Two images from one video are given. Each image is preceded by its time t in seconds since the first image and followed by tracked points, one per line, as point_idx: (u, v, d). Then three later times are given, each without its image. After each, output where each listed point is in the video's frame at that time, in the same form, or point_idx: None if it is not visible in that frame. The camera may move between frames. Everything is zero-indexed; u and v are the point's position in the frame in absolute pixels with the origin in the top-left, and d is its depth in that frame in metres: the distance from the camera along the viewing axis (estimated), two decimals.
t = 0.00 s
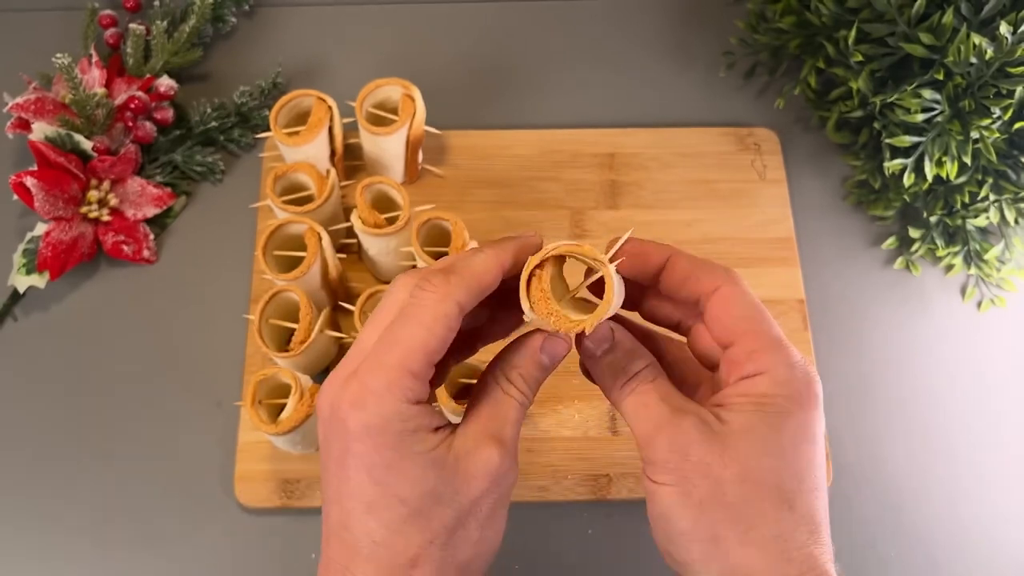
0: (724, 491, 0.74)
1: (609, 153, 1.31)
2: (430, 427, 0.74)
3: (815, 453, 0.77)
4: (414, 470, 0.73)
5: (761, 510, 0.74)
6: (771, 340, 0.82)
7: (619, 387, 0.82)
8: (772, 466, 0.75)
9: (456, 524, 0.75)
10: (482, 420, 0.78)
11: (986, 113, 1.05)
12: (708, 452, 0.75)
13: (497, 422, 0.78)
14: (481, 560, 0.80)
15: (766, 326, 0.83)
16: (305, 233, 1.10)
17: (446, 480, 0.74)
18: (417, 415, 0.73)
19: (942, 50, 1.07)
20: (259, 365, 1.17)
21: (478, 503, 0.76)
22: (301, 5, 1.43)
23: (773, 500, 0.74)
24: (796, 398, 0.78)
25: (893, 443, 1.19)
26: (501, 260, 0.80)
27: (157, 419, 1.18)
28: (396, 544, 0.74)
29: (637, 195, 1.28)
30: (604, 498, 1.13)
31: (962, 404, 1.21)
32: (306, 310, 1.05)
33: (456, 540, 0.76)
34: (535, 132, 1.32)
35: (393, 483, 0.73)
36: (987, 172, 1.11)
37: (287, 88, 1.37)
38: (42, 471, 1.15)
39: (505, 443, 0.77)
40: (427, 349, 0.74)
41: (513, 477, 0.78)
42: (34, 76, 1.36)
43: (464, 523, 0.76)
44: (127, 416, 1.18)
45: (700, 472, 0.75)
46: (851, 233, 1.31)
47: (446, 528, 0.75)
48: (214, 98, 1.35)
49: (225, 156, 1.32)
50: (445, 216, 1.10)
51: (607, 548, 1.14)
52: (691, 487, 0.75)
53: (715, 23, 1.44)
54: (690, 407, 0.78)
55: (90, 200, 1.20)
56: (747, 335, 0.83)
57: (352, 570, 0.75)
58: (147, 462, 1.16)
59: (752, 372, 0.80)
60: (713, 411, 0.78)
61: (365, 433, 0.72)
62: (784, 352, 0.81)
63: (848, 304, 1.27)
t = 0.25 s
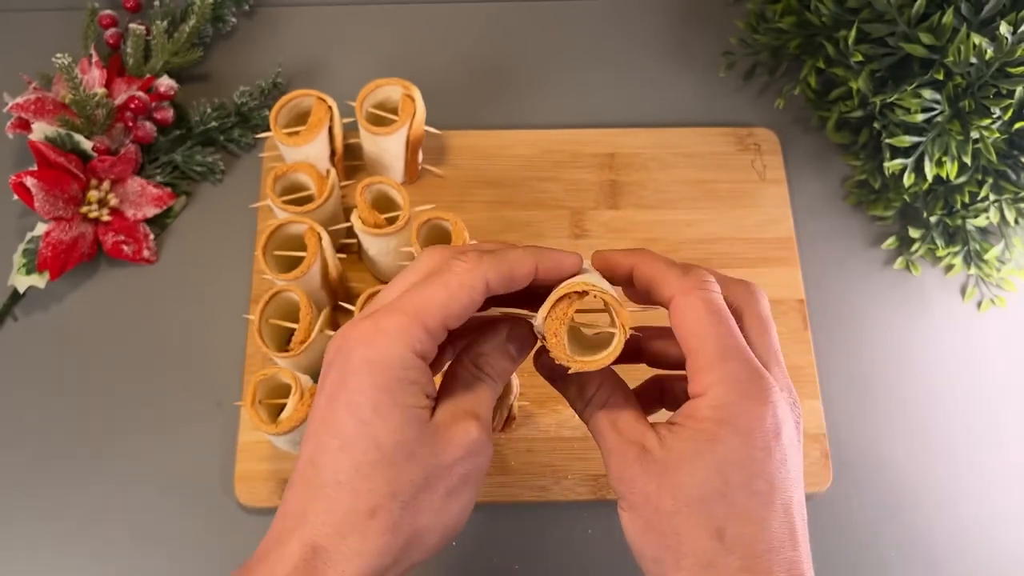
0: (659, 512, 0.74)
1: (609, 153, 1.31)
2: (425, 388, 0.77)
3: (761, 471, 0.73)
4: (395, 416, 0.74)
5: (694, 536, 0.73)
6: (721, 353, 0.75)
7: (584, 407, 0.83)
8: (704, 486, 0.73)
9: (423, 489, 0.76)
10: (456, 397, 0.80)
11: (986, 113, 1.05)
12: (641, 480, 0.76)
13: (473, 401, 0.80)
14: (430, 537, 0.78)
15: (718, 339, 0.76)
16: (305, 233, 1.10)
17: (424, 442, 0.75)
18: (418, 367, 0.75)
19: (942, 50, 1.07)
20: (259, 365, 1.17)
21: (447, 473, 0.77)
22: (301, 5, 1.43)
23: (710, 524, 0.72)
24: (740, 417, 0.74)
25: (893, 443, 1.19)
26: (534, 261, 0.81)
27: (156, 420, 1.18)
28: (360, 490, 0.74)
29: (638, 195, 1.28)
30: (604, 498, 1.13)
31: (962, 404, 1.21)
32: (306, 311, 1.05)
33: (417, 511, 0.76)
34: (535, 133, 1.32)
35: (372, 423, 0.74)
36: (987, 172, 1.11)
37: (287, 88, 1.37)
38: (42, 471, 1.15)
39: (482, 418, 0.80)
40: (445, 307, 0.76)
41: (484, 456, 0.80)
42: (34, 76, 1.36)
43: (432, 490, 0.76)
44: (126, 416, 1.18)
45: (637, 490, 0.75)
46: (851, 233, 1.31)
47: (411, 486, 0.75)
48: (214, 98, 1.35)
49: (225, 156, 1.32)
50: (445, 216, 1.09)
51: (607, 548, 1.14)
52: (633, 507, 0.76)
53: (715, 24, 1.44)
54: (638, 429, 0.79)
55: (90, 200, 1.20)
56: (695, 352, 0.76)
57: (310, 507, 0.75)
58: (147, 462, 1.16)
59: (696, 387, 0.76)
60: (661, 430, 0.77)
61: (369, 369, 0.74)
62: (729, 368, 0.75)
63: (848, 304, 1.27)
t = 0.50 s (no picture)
0: (653, 523, 0.75)
1: (609, 153, 1.31)
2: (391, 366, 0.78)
3: (755, 477, 0.73)
4: (361, 394, 0.76)
5: (688, 544, 0.73)
6: (708, 360, 0.75)
7: (576, 424, 0.87)
8: (690, 495, 0.73)
9: (401, 461, 0.76)
10: (431, 368, 0.82)
11: (986, 113, 1.05)
12: (634, 494, 0.76)
13: (446, 371, 0.82)
14: (414, 512, 0.77)
15: (705, 347, 0.76)
16: (305, 233, 1.10)
17: (395, 413, 0.77)
18: (381, 344, 0.78)
19: (942, 50, 1.07)
20: (260, 365, 1.17)
21: (424, 444, 0.77)
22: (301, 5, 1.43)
23: (704, 534, 0.72)
24: (727, 425, 0.73)
25: (893, 443, 1.19)
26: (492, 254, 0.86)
27: (156, 420, 1.18)
28: (337, 467, 0.75)
29: (637, 195, 1.28)
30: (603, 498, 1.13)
31: (962, 404, 1.21)
32: (306, 311, 1.05)
33: (399, 482, 0.76)
34: (535, 133, 1.32)
35: (338, 402, 0.76)
36: (986, 172, 1.11)
37: (287, 88, 1.37)
38: (42, 471, 1.15)
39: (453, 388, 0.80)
40: (400, 290, 0.80)
41: (462, 426, 0.80)
42: (34, 76, 1.36)
43: (410, 464, 0.76)
44: (126, 416, 1.18)
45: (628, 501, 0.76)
46: (851, 233, 1.31)
47: (387, 457, 0.75)
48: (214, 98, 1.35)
49: (225, 156, 1.32)
50: (445, 217, 1.09)
51: (607, 548, 1.14)
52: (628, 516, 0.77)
53: (715, 24, 1.44)
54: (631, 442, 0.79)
55: (90, 200, 1.20)
56: (684, 361, 0.77)
57: (297, 491, 0.76)
58: (147, 462, 1.16)
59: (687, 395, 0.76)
60: (654, 439, 0.78)
61: (325, 350, 0.77)
62: (717, 375, 0.75)
63: (848, 304, 1.27)
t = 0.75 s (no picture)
0: (636, 459, 0.81)
1: (609, 153, 1.31)
2: None
3: (737, 428, 0.79)
4: None
5: (667, 482, 0.79)
6: (722, 316, 0.80)
7: (569, 354, 0.87)
8: (676, 438, 0.79)
9: None
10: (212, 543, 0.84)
11: (986, 113, 1.05)
12: (629, 431, 0.81)
13: None
14: None
15: (717, 305, 0.81)
16: (306, 233, 1.10)
17: None
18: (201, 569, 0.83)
19: (942, 50, 1.07)
20: (259, 365, 1.17)
21: None
22: (301, 5, 1.43)
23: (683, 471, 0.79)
24: (722, 378, 0.79)
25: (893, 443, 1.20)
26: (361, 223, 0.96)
27: (157, 420, 1.18)
28: None
29: (637, 195, 1.28)
30: (603, 498, 1.13)
31: (961, 403, 1.22)
32: (307, 311, 1.05)
33: None
34: (535, 133, 1.32)
35: None
36: (986, 172, 1.11)
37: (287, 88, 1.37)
38: (42, 471, 1.15)
39: None
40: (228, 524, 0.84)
41: None
42: (34, 77, 1.36)
43: None
44: (127, 416, 1.18)
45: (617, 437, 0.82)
46: (851, 233, 1.31)
47: None
48: (215, 98, 1.35)
49: (225, 156, 1.33)
50: (445, 216, 1.10)
51: (606, 548, 1.14)
52: (611, 447, 0.83)
53: (715, 24, 1.44)
54: (626, 383, 0.82)
55: (90, 200, 1.20)
56: (698, 312, 0.82)
57: None
58: (147, 461, 1.16)
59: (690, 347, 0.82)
60: (647, 381, 0.82)
61: None
62: (728, 332, 0.80)
63: (848, 304, 1.27)
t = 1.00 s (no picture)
0: (600, 468, 0.82)
1: (609, 153, 1.31)
2: None
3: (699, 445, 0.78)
4: None
5: (628, 494, 0.80)
6: (680, 333, 0.77)
7: (544, 359, 0.89)
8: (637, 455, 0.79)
9: None
10: None
11: (985, 113, 1.05)
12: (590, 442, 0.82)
13: None
14: None
15: (674, 319, 0.77)
16: (306, 233, 1.10)
17: None
18: None
19: (942, 50, 1.07)
20: (260, 364, 1.17)
21: None
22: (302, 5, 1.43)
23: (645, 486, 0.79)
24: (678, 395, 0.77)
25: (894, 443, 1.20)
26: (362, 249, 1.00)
27: (157, 420, 1.18)
28: None
29: (637, 195, 1.28)
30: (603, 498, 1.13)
31: (961, 403, 1.22)
32: (307, 311, 1.06)
33: None
34: (535, 133, 1.32)
35: None
36: (986, 172, 1.11)
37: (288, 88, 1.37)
38: (42, 471, 1.15)
39: None
40: None
41: None
42: (34, 77, 1.37)
43: None
44: (127, 416, 1.18)
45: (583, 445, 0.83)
46: (850, 233, 1.31)
47: None
48: (215, 98, 1.36)
49: (225, 156, 1.33)
50: (445, 216, 1.10)
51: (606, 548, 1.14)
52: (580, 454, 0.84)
53: (714, 25, 1.44)
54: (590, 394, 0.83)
55: (90, 200, 1.20)
56: (661, 327, 0.78)
57: None
58: (147, 461, 1.16)
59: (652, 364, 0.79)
60: (612, 392, 0.82)
61: None
62: (687, 348, 0.77)
63: (848, 304, 1.27)
